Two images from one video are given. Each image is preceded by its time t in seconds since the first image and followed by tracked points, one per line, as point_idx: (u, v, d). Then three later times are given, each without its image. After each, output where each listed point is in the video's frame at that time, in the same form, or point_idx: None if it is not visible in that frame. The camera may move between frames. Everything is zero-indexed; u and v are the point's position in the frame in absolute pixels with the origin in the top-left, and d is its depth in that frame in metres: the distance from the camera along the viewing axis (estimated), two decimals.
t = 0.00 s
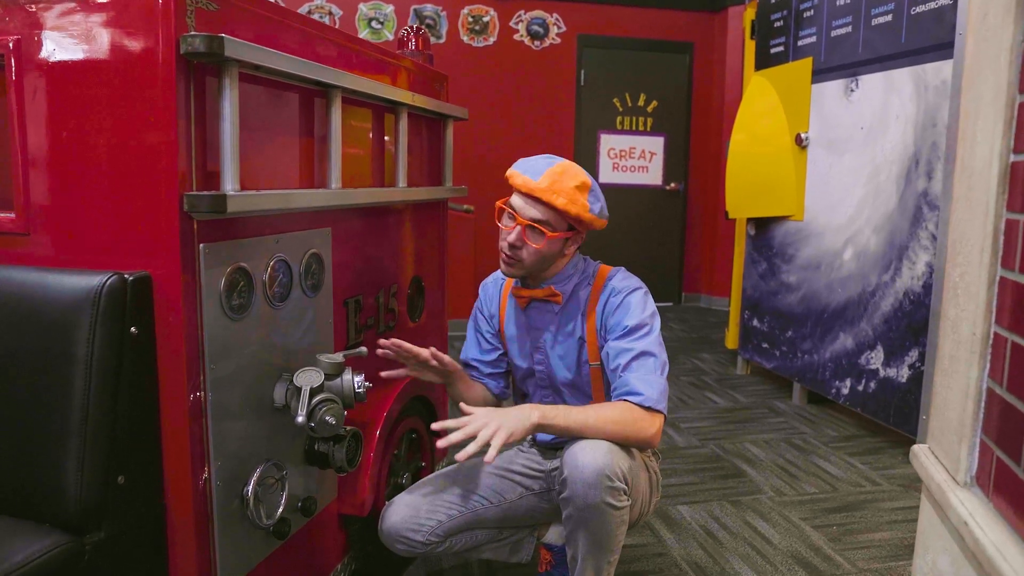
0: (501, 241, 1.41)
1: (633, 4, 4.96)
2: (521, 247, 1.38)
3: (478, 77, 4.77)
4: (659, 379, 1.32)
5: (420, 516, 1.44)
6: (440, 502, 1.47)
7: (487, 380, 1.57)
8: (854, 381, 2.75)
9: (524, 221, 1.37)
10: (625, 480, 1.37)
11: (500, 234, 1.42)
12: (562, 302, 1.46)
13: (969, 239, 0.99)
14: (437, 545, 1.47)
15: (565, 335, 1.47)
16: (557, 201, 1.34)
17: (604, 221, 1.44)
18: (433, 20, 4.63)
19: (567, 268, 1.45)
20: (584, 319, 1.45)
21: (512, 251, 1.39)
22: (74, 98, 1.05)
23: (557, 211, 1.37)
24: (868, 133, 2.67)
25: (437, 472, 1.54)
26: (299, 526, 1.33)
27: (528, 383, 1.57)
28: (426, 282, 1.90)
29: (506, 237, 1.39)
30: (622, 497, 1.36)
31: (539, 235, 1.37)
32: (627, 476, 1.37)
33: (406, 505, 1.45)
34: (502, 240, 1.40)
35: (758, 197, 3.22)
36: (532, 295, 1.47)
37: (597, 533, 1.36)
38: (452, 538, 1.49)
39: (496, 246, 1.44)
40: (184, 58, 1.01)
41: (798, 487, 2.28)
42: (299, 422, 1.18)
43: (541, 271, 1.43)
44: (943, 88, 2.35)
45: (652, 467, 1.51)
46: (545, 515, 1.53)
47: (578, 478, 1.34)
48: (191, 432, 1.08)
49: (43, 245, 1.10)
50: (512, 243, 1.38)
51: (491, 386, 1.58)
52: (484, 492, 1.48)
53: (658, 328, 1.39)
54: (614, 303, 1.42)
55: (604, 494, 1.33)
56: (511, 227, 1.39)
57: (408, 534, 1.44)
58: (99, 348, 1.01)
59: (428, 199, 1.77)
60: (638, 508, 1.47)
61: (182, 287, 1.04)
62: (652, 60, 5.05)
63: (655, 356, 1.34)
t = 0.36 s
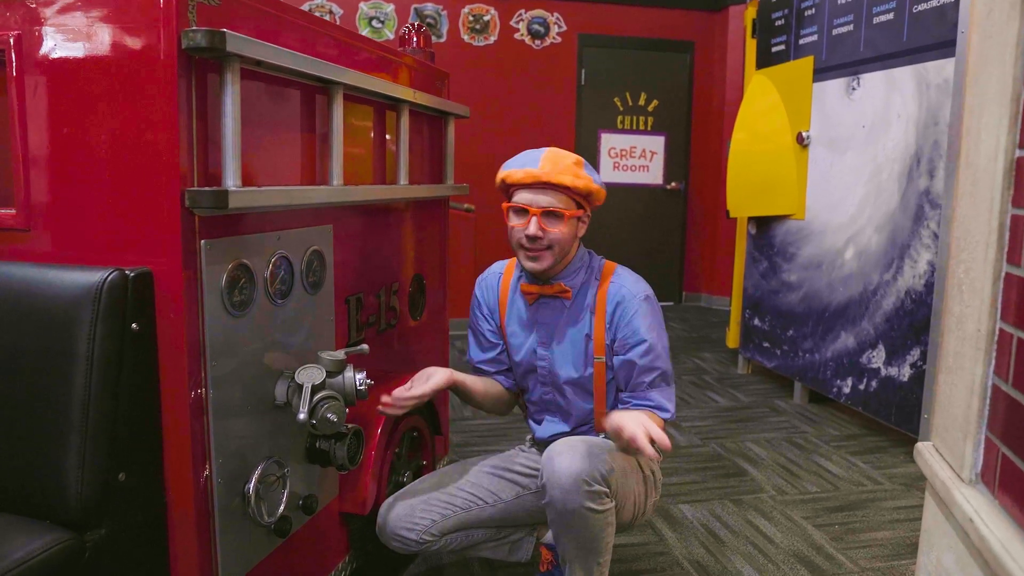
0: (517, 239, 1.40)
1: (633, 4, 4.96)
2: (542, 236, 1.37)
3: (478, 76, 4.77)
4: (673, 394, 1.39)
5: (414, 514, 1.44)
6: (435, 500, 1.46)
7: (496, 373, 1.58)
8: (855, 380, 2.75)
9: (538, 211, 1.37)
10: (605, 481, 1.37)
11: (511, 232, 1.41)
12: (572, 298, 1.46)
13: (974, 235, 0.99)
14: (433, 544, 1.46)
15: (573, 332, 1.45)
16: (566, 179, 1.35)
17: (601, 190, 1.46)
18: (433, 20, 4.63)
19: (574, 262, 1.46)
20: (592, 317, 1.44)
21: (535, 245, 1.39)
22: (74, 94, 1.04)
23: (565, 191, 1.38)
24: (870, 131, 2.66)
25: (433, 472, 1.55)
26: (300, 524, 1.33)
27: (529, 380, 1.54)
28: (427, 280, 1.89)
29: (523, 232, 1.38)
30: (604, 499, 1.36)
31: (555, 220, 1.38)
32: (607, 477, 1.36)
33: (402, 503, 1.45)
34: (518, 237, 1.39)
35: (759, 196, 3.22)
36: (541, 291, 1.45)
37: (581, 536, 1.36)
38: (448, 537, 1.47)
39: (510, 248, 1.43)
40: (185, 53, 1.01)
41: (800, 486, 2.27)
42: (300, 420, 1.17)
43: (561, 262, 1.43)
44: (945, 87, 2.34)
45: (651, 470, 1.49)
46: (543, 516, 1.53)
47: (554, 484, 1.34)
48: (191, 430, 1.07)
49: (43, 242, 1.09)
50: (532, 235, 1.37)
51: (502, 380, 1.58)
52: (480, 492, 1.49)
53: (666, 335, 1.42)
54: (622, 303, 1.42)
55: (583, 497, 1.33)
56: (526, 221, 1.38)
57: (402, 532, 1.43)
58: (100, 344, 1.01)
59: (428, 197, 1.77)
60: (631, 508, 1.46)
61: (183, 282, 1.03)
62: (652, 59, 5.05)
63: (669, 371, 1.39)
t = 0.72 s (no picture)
0: (526, 237, 1.39)
1: (634, 4, 4.96)
2: (553, 238, 1.37)
3: (478, 76, 4.76)
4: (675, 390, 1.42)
5: (415, 523, 1.43)
6: (435, 509, 1.45)
7: (490, 377, 1.56)
8: (857, 380, 2.74)
9: (551, 212, 1.36)
10: (612, 479, 1.37)
11: (520, 230, 1.40)
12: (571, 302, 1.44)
13: (978, 235, 0.98)
14: (434, 554, 1.45)
15: (574, 336, 1.45)
16: (585, 184, 1.35)
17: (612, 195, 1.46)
18: (433, 19, 4.63)
19: (573, 267, 1.45)
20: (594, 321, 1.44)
21: (545, 247, 1.38)
22: (73, 93, 1.04)
23: (579, 194, 1.38)
24: (871, 131, 2.66)
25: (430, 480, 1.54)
26: (300, 525, 1.32)
27: (527, 385, 1.54)
28: (427, 280, 1.89)
29: (533, 232, 1.38)
30: (610, 497, 1.36)
31: (568, 223, 1.38)
32: (614, 475, 1.36)
33: (401, 514, 1.44)
34: (528, 236, 1.38)
35: (760, 195, 3.21)
36: (540, 295, 1.43)
37: (586, 534, 1.35)
38: (449, 546, 1.47)
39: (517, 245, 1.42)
40: (184, 52, 1.00)
41: (801, 487, 2.26)
42: (300, 420, 1.17)
43: (567, 266, 1.42)
44: (946, 86, 2.34)
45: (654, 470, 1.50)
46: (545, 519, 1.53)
47: (561, 480, 1.34)
48: (191, 431, 1.07)
49: (41, 242, 1.09)
50: (543, 236, 1.36)
51: (496, 387, 1.57)
52: (481, 499, 1.48)
53: (664, 336, 1.45)
54: (623, 306, 1.43)
55: (590, 494, 1.33)
56: (537, 221, 1.37)
57: (402, 544, 1.42)
58: (100, 345, 1.01)
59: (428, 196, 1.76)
60: (635, 509, 1.46)
61: (182, 282, 1.03)
62: (653, 59, 5.05)
63: (670, 371, 1.43)
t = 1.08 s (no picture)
0: (519, 240, 1.40)
1: (634, 4, 4.95)
2: (542, 233, 1.37)
3: (478, 76, 4.76)
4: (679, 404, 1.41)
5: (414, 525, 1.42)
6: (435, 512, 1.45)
7: (498, 382, 1.53)
8: (857, 381, 2.74)
9: (535, 208, 1.37)
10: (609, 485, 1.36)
11: (513, 235, 1.41)
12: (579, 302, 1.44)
13: (980, 236, 0.98)
14: (433, 556, 1.45)
15: (579, 340, 1.44)
16: (558, 170, 1.34)
17: (601, 182, 1.45)
18: (433, 19, 4.63)
19: (577, 268, 1.45)
20: (599, 327, 1.43)
21: (535, 244, 1.38)
22: (72, 93, 1.03)
23: (562, 183, 1.37)
24: (871, 131, 2.65)
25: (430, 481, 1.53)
26: (300, 526, 1.32)
27: (531, 389, 1.53)
28: (427, 280, 1.88)
29: (523, 232, 1.38)
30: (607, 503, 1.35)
31: (555, 214, 1.38)
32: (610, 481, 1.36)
33: (401, 515, 1.43)
34: (519, 238, 1.39)
35: (760, 196, 3.21)
36: (546, 295, 1.44)
37: (585, 541, 1.35)
38: (448, 548, 1.48)
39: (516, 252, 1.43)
40: (184, 51, 0.99)
41: (801, 488, 2.26)
42: (300, 421, 1.16)
43: (565, 262, 1.42)
44: (947, 87, 2.34)
45: (654, 475, 1.49)
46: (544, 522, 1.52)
47: (556, 490, 1.33)
48: (190, 432, 1.06)
49: (40, 242, 1.08)
50: (533, 233, 1.37)
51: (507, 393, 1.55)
52: (482, 502, 1.48)
53: (671, 347, 1.42)
54: (628, 315, 1.40)
55: (586, 502, 1.32)
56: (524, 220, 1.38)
57: (401, 545, 1.42)
58: (99, 345, 1.00)
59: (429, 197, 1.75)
60: (634, 512, 1.46)
61: (182, 283, 1.02)
62: (653, 59, 5.04)
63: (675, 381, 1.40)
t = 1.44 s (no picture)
0: (517, 238, 1.39)
1: (634, 3, 4.95)
2: (541, 235, 1.37)
3: (478, 76, 4.75)
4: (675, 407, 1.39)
5: (417, 518, 1.43)
6: (438, 506, 1.44)
7: (500, 380, 1.54)
8: (857, 380, 2.74)
9: (536, 209, 1.36)
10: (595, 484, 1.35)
11: (511, 232, 1.40)
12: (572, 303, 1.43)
13: (980, 234, 0.98)
14: (434, 550, 1.45)
15: (574, 341, 1.44)
16: (564, 175, 1.33)
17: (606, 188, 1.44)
18: (433, 19, 4.63)
19: (573, 267, 1.44)
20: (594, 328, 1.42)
21: (533, 245, 1.38)
22: (71, 93, 1.03)
23: (567, 188, 1.37)
24: (871, 131, 2.65)
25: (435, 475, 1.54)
26: (299, 525, 1.32)
27: (530, 388, 1.53)
28: (427, 280, 1.88)
29: (522, 232, 1.38)
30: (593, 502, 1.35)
31: (556, 218, 1.37)
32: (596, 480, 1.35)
33: (405, 508, 1.43)
34: (517, 237, 1.39)
35: (760, 195, 3.20)
36: (541, 296, 1.43)
37: (571, 540, 1.35)
38: (450, 543, 1.47)
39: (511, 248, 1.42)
40: (183, 50, 0.99)
41: (802, 487, 2.26)
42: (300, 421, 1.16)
43: (560, 265, 1.42)
44: (947, 86, 2.34)
45: (651, 476, 1.47)
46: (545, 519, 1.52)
47: (539, 488, 1.33)
48: (189, 432, 1.06)
49: (40, 242, 1.08)
50: (531, 234, 1.36)
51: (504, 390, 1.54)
52: (484, 498, 1.48)
53: (667, 348, 1.40)
54: (622, 316, 1.39)
55: (568, 501, 1.32)
56: (525, 220, 1.38)
57: (404, 538, 1.42)
58: (98, 344, 1.00)
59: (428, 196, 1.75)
60: (630, 512, 1.45)
61: (181, 282, 1.02)
62: (653, 58, 5.04)
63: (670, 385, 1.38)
